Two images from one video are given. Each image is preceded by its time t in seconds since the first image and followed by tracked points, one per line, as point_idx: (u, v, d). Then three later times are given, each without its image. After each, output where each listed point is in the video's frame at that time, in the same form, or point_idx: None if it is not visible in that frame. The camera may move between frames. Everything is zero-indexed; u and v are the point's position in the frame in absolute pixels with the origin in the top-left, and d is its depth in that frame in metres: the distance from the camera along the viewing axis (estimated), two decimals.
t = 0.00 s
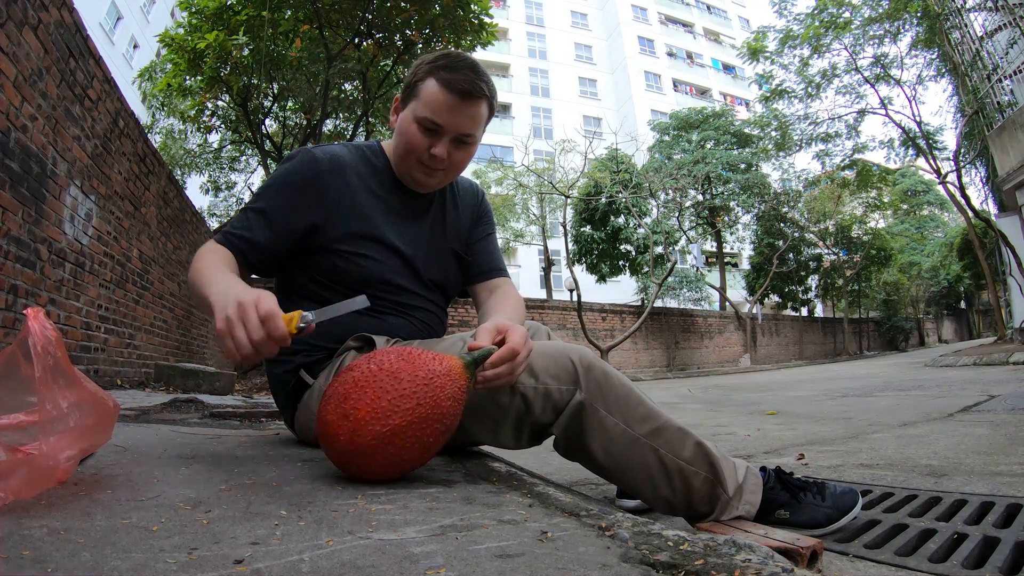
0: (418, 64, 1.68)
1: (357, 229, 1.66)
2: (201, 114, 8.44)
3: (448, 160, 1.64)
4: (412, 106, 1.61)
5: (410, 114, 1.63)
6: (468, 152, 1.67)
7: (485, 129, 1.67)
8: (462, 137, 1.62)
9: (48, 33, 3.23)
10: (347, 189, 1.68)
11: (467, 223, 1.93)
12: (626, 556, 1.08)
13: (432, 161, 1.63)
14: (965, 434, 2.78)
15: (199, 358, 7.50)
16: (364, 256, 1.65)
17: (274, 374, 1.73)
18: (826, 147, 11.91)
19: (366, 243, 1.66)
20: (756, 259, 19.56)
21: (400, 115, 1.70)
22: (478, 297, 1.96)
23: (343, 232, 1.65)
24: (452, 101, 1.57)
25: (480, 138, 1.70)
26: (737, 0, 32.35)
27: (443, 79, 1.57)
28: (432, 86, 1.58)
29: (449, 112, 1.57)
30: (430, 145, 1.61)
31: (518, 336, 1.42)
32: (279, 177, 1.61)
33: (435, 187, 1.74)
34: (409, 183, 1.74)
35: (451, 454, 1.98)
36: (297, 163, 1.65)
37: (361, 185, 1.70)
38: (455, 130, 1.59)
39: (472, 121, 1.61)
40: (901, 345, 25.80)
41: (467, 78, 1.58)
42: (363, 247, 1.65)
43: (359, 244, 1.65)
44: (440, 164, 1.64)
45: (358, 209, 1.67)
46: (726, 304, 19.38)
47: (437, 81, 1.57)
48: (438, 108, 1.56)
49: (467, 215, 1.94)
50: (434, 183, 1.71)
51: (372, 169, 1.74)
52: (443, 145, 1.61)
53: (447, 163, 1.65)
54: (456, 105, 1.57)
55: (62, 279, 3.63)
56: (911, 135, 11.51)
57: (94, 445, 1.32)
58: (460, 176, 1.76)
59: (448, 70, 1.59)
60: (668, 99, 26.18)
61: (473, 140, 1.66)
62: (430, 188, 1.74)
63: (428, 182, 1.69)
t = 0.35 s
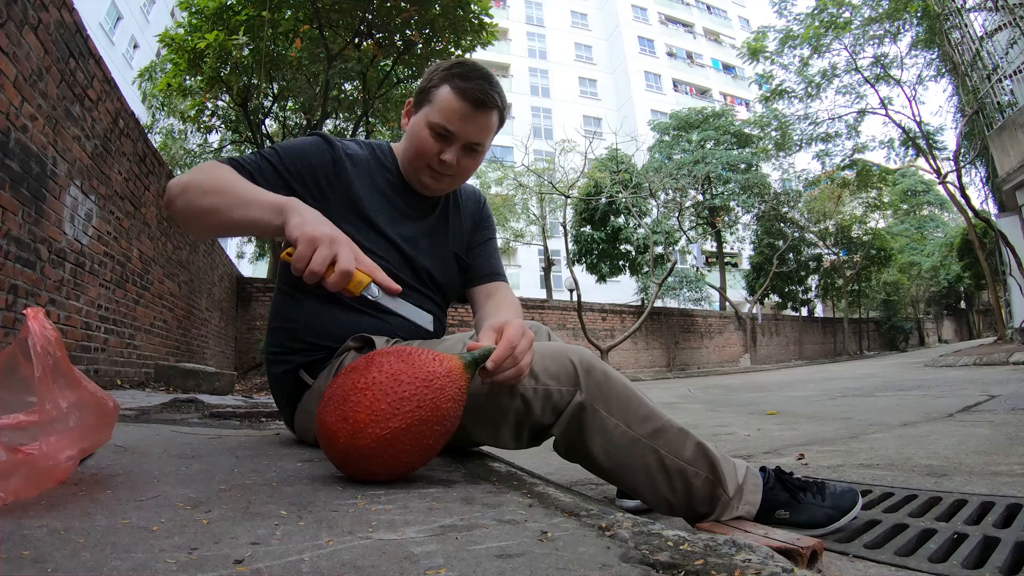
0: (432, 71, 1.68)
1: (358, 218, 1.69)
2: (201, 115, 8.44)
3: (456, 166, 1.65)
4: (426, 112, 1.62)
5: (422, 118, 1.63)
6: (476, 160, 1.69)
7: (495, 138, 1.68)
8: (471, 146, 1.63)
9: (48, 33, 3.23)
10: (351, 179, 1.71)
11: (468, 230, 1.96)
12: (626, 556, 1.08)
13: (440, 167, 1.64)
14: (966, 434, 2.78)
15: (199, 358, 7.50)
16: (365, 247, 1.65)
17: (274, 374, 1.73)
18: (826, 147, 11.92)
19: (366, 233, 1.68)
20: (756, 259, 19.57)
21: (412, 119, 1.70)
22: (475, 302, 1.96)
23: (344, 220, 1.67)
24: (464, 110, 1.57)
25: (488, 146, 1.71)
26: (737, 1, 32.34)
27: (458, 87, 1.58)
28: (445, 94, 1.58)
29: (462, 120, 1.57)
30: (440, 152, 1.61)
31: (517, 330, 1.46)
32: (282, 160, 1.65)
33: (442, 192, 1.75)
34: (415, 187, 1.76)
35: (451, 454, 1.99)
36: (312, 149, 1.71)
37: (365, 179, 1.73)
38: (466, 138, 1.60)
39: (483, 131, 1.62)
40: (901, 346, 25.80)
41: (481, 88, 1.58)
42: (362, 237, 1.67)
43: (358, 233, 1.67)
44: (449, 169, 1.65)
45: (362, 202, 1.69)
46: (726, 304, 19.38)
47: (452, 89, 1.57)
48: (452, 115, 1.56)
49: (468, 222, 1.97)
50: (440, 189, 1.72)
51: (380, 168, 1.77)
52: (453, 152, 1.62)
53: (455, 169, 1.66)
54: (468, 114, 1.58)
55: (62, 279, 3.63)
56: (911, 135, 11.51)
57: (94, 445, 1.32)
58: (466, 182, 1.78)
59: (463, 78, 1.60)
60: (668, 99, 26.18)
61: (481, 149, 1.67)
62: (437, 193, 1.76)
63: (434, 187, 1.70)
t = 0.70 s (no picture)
0: (451, 80, 1.68)
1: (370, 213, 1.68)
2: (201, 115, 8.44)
3: (467, 176, 1.66)
4: (442, 118, 1.61)
5: (438, 125, 1.63)
6: (486, 170, 1.69)
7: (507, 150, 1.68)
8: (484, 157, 1.63)
9: (48, 33, 3.23)
10: (370, 173, 1.70)
11: (471, 235, 1.97)
12: (626, 556, 1.08)
13: (452, 174, 1.64)
14: (966, 434, 2.78)
15: (199, 358, 7.51)
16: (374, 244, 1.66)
17: (273, 375, 1.73)
18: (826, 147, 11.93)
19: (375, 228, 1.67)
20: (756, 259, 19.57)
21: (427, 125, 1.70)
22: (473, 306, 1.95)
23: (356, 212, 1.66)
24: (482, 120, 1.57)
25: (499, 159, 1.71)
26: (737, 1, 32.37)
27: (476, 98, 1.57)
28: (463, 103, 1.58)
29: (478, 131, 1.57)
30: (453, 159, 1.62)
31: (514, 327, 1.47)
32: (302, 140, 1.63)
33: (449, 199, 1.76)
34: (424, 192, 1.77)
35: (450, 454, 1.99)
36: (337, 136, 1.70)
37: (381, 177, 1.73)
38: (480, 148, 1.60)
39: (496, 143, 1.62)
40: (901, 346, 25.80)
41: (500, 102, 1.59)
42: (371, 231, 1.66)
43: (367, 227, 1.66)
44: (459, 178, 1.66)
45: (375, 197, 1.69)
46: (726, 304, 19.38)
47: (472, 99, 1.57)
48: (469, 125, 1.56)
49: (472, 230, 1.98)
50: (450, 195, 1.73)
51: (393, 169, 1.77)
52: (466, 161, 1.62)
53: (465, 178, 1.66)
54: (485, 125, 1.57)
55: (62, 278, 3.63)
56: (911, 135, 11.51)
57: (94, 445, 1.32)
58: (474, 191, 1.78)
59: (482, 91, 1.59)
60: (668, 99, 26.19)
61: (493, 160, 1.68)
62: (445, 199, 1.77)
63: (444, 193, 1.71)
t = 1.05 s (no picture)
0: (458, 84, 1.67)
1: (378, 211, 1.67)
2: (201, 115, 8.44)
3: (471, 180, 1.66)
4: (448, 122, 1.61)
5: (444, 128, 1.63)
6: (490, 175, 1.69)
7: (511, 156, 1.69)
8: (487, 162, 1.63)
9: (48, 33, 3.23)
10: (380, 174, 1.70)
11: (473, 238, 1.98)
12: (626, 556, 1.08)
13: (455, 177, 1.64)
14: (966, 434, 2.78)
15: (199, 358, 7.50)
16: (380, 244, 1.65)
17: (274, 374, 1.73)
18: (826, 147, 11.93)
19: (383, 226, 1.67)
20: (756, 259, 19.58)
21: (433, 127, 1.70)
22: (473, 307, 1.95)
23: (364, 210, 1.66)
24: (487, 126, 1.57)
25: (502, 164, 1.71)
26: (737, 1, 32.37)
27: (483, 103, 1.57)
28: (470, 108, 1.58)
29: (483, 136, 1.57)
30: (457, 163, 1.61)
31: (513, 325, 1.48)
32: (318, 131, 1.60)
33: (453, 202, 1.76)
34: (429, 193, 1.76)
35: (450, 454, 1.98)
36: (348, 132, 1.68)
37: (391, 177, 1.73)
38: (484, 154, 1.60)
39: (500, 149, 1.62)
40: (901, 345, 25.80)
41: (506, 108, 1.59)
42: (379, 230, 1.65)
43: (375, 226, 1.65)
44: (463, 182, 1.66)
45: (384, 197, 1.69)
46: (726, 304, 19.37)
47: (479, 103, 1.57)
48: (473, 129, 1.56)
49: (474, 233, 1.99)
50: (453, 198, 1.73)
51: (400, 170, 1.77)
52: (470, 165, 1.62)
53: (469, 181, 1.66)
54: (491, 131, 1.57)
55: (62, 278, 3.63)
56: (911, 135, 11.52)
57: (94, 445, 1.33)
58: (477, 195, 1.79)
59: (488, 96, 1.58)
60: (668, 99, 26.19)
61: (496, 165, 1.67)
62: (449, 203, 1.77)
63: (448, 197, 1.71)
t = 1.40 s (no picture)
0: (465, 88, 1.67)
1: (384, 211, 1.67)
2: (201, 115, 8.44)
3: (474, 184, 1.67)
4: (454, 125, 1.61)
5: (449, 132, 1.63)
6: (492, 179, 1.70)
7: (514, 162, 1.69)
8: (491, 167, 1.64)
9: (48, 33, 3.23)
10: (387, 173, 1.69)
11: (475, 239, 1.98)
12: (626, 556, 1.08)
13: (458, 180, 1.65)
14: (966, 434, 2.78)
15: (199, 358, 7.50)
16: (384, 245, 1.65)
17: (275, 373, 1.73)
18: (826, 147, 11.94)
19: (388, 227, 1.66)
20: (756, 259, 19.58)
21: (439, 129, 1.70)
22: (474, 308, 1.94)
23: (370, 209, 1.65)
24: (491, 131, 1.57)
25: (505, 169, 1.72)
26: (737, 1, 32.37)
27: (489, 108, 1.57)
28: (475, 112, 1.57)
29: (488, 141, 1.57)
30: (461, 166, 1.62)
31: (512, 324, 1.48)
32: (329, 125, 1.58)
33: (456, 205, 1.77)
34: (431, 195, 1.76)
35: (451, 454, 1.99)
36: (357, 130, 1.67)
37: (397, 177, 1.72)
38: (488, 159, 1.61)
39: (504, 155, 1.63)
40: (901, 345, 25.79)
41: (512, 114, 1.59)
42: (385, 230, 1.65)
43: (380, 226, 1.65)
44: (466, 186, 1.67)
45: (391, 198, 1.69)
46: (726, 304, 19.37)
47: (484, 108, 1.57)
48: (478, 134, 1.56)
49: (476, 234, 1.99)
50: (456, 201, 1.73)
51: (406, 170, 1.76)
52: (473, 170, 1.62)
53: (471, 185, 1.67)
54: (496, 136, 1.58)
55: (62, 279, 3.63)
56: (911, 135, 11.52)
57: (94, 445, 1.33)
58: (480, 198, 1.79)
59: (494, 101, 1.58)
60: (668, 99, 26.20)
61: (499, 170, 1.68)
62: (452, 206, 1.77)
63: (449, 199, 1.72)
